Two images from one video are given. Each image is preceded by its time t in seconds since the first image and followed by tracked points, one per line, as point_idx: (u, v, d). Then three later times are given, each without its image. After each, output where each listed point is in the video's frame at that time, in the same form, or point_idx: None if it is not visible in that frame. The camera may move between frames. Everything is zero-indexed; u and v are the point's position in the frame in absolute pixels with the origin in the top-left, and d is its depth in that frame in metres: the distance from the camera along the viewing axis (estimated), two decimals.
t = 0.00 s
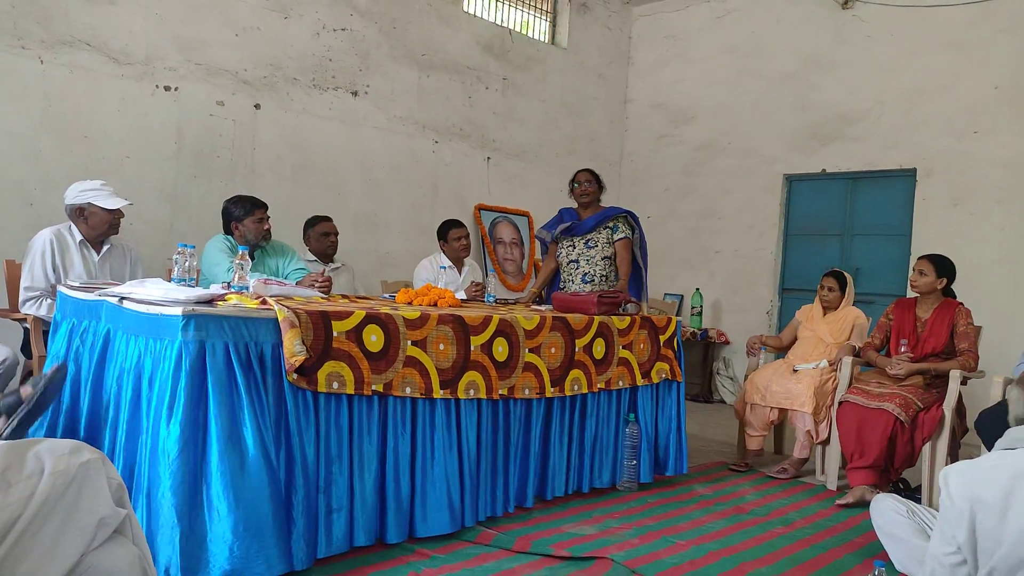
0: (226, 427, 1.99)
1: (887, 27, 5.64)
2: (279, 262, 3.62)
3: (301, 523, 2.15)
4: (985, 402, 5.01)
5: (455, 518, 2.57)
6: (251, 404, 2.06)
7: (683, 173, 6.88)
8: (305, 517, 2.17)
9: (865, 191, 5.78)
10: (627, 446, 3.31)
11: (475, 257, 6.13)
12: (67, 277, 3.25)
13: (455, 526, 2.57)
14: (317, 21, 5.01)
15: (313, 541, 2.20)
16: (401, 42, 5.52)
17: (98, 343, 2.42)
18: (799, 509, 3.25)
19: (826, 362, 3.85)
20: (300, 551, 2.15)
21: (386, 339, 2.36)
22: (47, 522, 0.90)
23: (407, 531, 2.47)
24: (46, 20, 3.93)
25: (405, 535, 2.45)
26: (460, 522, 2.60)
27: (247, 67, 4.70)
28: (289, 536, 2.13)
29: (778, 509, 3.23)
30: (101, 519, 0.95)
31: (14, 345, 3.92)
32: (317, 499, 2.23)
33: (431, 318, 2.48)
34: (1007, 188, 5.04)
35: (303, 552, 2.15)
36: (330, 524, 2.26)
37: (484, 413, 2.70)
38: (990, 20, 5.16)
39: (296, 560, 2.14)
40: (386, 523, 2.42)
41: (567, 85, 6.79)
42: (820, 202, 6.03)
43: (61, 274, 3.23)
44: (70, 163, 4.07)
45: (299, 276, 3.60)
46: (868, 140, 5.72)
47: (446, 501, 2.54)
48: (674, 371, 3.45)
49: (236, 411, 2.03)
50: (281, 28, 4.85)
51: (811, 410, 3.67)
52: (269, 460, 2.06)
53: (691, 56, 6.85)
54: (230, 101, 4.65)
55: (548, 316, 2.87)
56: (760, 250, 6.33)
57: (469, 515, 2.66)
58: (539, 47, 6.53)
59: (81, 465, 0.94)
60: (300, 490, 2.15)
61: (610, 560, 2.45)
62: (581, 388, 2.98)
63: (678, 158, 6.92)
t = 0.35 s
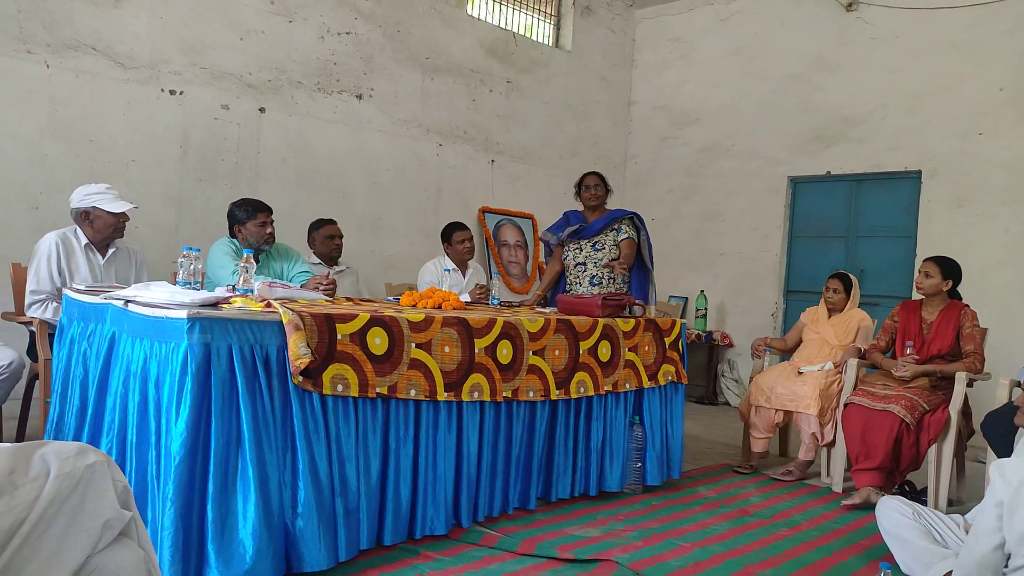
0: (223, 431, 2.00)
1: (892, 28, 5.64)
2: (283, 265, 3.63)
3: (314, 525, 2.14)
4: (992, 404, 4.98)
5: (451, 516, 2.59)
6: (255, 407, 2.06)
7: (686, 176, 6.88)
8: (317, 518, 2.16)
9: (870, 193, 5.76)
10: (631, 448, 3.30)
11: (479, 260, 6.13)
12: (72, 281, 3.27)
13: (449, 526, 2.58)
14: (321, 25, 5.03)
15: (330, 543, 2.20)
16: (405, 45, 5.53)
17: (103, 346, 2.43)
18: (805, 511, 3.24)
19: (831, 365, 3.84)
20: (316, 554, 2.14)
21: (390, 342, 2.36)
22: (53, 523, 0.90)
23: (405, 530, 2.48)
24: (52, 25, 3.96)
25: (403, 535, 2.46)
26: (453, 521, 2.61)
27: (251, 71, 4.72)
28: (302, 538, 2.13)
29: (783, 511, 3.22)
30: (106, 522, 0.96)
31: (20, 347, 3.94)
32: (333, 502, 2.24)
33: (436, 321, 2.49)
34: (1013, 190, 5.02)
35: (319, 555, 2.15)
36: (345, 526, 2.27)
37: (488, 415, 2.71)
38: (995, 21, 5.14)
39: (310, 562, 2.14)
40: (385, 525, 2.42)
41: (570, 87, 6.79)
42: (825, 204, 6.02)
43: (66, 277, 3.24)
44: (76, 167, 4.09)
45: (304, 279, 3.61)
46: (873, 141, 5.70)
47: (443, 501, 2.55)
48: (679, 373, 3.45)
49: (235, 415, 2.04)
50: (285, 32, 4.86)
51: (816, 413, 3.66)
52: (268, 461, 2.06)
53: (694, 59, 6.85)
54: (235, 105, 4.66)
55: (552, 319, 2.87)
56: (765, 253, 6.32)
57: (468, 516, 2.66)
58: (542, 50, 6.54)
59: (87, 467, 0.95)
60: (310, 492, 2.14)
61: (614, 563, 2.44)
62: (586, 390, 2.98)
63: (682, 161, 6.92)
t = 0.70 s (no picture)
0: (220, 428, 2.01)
1: (890, 26, 5.63)
2: (280, 261, 3.63)
3: (304, 522, 2.16)
4: (987, 402, 5.00)
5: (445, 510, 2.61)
6: (250, 402, 2.06)
7: (684, 173, 6.88)
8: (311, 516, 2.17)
9: (867, 191, 5.77)
10: (629, 445, 3.31)
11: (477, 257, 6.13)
12: (69, 276, 3.26)
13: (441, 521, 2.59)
14: (319, 21, 5.02)
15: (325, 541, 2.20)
16: (403, 41, 5.52)
17: (100, 341, 2.42)
18: (801, 509, 3.24)
19: (827, 363, 3.85)
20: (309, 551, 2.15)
21: (387, 339, 2.37)
22: (50, 518, 0.91)
23: (404, 527, 2.47)
24: (49, 19, 3.94)
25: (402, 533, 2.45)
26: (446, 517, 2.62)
27: (249, 66, 4.71)
28: (294, 535, 2.15)
29: (779, 509, 3.23)
30: (102, 517, 0.96)
31: (17, 343, 3.93)
32: (330, 499, 2.24)
33: (433, 318, 2.48)
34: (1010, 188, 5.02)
35: (311, 552, 2.16)
36: (347, 524, 2.23)
37: (484, 411, 2.71)
38: (993, 20, 5.15)
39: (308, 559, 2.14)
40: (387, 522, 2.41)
41: (569, 84, 6.78)
42: (822, 201, 6.02)
43: (63, 273, 3.23)
44: (72, 162, 4.08)
45: (301, 275, 3.61)
46: (871, 139, 5.71)
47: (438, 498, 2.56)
48: (676, 370, 3.45)
49: (232, 412, 2.04)
50: (283, 28, 4.85)
51: (812, 410, 3.67)
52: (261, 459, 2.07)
53: (693, 56, 6.85)
54: (232, 101, 4.65)
55: (549, 316, 2.88)
56: (763, 250, 6.33)
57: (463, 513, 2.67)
58: (541, 47, 6.53)
59: (82, 462, 0.95)
60: (301, 490, 2.15)
61: (610, 560, 2.44)
62: (584, 387, 2.98)
63: (680, 158, 6.92)
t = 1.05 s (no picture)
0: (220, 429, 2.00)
1: (886, 25, 5.64)
2: (276, 260, 3.62)
3: (296, 521, 2.16)
4: (982, 401, 5.02)
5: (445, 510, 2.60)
6: (246, 402, 2.05)
7: (681, 172, 6.88)
8: (302, 515, 2.17)
9: (863, 190, 5.78)
10: (626, 444, 3.31)
11: (473, 256, 6.12)
12: (64, 276, 3.25)
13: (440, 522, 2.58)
14: (315, 19, 5.01)
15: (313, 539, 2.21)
16: (399, 40, 5.51)
17: (97, 341, 2.41)
18: (797, 507, 3.25)
19: (824, 361, 3.85)
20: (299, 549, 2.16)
21: (384, 338, 2.36)
22: (45, 517, 0.90)
23: (409, 528, 2.45)
24: (43, 18, 3.93)
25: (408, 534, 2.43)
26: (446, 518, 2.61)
27: (244, 65, 4.70)
28: (286, 535, 2.15)
29: (776, 507, 3.23)
30: (98, 517, 0.95)
31: (12, 342, 3.92)
32: (319, 498, 2.24)
33: (430, 317, 2.48)
34: (1005, 188, 5.04)
35: (300, 551, 2.17)
36: (337, 523, 2.25)
37: (482, 411, 2.71)
38: (988, 19, 5.16)
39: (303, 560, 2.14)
40: (394, 524, 2.41)
41: (565, 83, 6.78)
42: (818, 200, 6.03)
43: (58, 272, 3.22)
44: (67, 161, 4.07)
45: (297, 274, 3.60)
46: (867, 138, 5.72)
47: (437, 497, 2.57)
48: (672, 369, 3.45)
49: (229, 413, 2.03)
50: (278, 26, 4.84)
51: (808, 409, 3.68)
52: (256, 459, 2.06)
53: (689, 55, 6.85)
54: (228, 99, 4.64)
55: (546, 314, 2.87)
56: (759, 249, 6.34)
57: (460, 511, 2.67)
58: (537, 46, 6.53)
59: (77, 462, 0.95)
60: (294, 490, 2.15)
61: (607, 559, 2.44)
62: (582, 386, 2.98)
63: (676, 157, 6.92)
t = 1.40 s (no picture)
0: (233, 428, 1.99)
1: (886, 22, 5.63)
2: (278, 260, 3.62)
3: (301, 521, 2.15)
4: (985, 398, 5.02)
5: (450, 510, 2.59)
6: (251, 403, 2.05)
7: (681, 170, 6.88)
8: (308, 514, 2.17)
9: (865, 187, 5.77)
10: (628, 443, 3.31)
11: (474, 255, 6.12)
12: (66, 277, 3.25)
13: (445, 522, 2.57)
14: (314, 19, 5.00)
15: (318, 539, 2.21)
16: (399, 39, 5.50)
17: (99, 342, 2.41)
18: (800, 505, 3.25)
19: (825, 359, 3.85)
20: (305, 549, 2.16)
21: (386, 337, 2.36)
22: (48, 519, 0.90)
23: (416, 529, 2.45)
24: (43, 19, 3.93)
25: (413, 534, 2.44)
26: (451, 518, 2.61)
27: (244, 65, 4.69)
28: (291, 535, 2.14)
29: (779, 505, 3.23)
30: (100, 519, 0.95)
31: (14, 344, 3.92)
32: (324, 498, 2.24)
33: (431, 316, 2.48)
34: (1007, 184, 5.03)
35: (306, 552, 2.16)
36: (341, 523, 2.26)
37: (485, 410, 2.70)
38: (988, 16, 5.15)
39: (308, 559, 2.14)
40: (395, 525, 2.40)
41: (565, 82, 6.78)
42: (819, 197, 6.03)
43: (59, 273, 3.22)
44: (68, 161, 4.06)
45: (298, 274, 3.60)
46: (867, 135, 5.71)
47: (442, 497, 2.56)
48: (674, 367, 3.45)
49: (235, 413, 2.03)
50: (277, 26, 4.83)
51: (810, 407, 3.67)
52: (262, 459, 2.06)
53: (689, 53, 6.84)
54: (228, 100, 4.64)
55: (548, 313, 2.87)
56: (760, 247, 6.34)
57: (465, 511, 2.66)
58: (536, 44, 6.52)
59: (80, 464, 0.95)
60: (299, 491, 2.14)
61: (610, 558, 2.44)
62: (584, 385, 2.98)
63: (676, 155, 6.92)
